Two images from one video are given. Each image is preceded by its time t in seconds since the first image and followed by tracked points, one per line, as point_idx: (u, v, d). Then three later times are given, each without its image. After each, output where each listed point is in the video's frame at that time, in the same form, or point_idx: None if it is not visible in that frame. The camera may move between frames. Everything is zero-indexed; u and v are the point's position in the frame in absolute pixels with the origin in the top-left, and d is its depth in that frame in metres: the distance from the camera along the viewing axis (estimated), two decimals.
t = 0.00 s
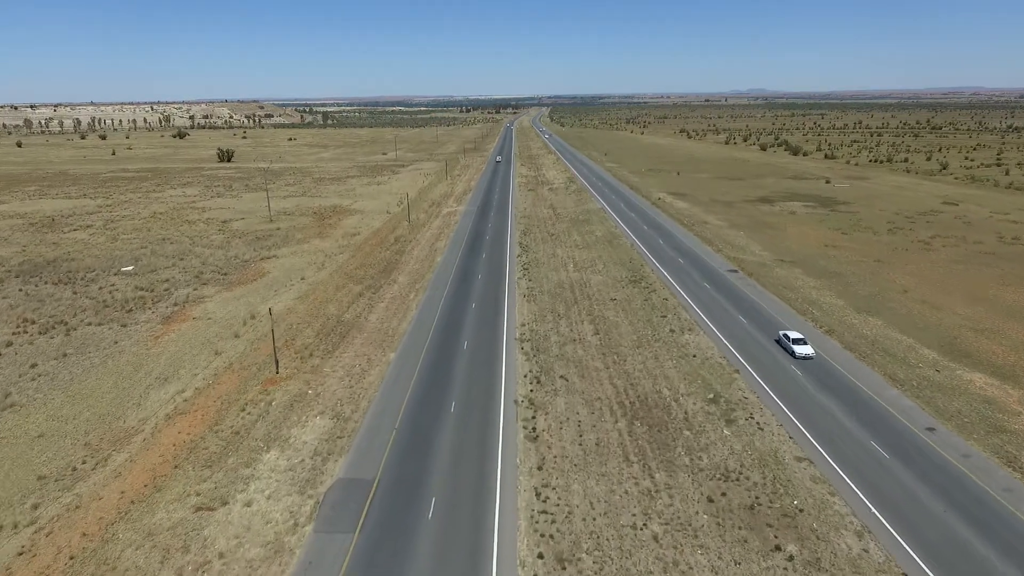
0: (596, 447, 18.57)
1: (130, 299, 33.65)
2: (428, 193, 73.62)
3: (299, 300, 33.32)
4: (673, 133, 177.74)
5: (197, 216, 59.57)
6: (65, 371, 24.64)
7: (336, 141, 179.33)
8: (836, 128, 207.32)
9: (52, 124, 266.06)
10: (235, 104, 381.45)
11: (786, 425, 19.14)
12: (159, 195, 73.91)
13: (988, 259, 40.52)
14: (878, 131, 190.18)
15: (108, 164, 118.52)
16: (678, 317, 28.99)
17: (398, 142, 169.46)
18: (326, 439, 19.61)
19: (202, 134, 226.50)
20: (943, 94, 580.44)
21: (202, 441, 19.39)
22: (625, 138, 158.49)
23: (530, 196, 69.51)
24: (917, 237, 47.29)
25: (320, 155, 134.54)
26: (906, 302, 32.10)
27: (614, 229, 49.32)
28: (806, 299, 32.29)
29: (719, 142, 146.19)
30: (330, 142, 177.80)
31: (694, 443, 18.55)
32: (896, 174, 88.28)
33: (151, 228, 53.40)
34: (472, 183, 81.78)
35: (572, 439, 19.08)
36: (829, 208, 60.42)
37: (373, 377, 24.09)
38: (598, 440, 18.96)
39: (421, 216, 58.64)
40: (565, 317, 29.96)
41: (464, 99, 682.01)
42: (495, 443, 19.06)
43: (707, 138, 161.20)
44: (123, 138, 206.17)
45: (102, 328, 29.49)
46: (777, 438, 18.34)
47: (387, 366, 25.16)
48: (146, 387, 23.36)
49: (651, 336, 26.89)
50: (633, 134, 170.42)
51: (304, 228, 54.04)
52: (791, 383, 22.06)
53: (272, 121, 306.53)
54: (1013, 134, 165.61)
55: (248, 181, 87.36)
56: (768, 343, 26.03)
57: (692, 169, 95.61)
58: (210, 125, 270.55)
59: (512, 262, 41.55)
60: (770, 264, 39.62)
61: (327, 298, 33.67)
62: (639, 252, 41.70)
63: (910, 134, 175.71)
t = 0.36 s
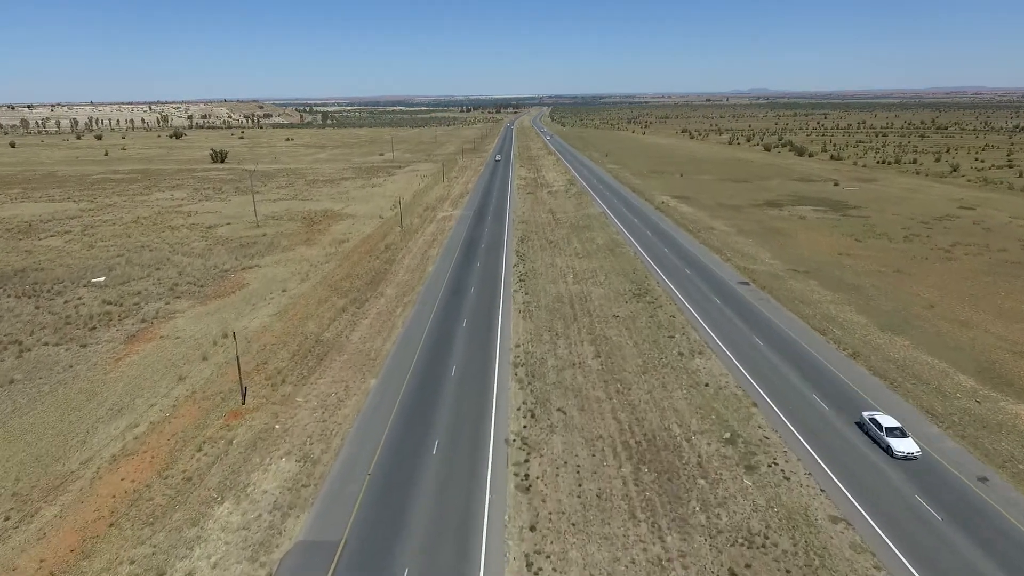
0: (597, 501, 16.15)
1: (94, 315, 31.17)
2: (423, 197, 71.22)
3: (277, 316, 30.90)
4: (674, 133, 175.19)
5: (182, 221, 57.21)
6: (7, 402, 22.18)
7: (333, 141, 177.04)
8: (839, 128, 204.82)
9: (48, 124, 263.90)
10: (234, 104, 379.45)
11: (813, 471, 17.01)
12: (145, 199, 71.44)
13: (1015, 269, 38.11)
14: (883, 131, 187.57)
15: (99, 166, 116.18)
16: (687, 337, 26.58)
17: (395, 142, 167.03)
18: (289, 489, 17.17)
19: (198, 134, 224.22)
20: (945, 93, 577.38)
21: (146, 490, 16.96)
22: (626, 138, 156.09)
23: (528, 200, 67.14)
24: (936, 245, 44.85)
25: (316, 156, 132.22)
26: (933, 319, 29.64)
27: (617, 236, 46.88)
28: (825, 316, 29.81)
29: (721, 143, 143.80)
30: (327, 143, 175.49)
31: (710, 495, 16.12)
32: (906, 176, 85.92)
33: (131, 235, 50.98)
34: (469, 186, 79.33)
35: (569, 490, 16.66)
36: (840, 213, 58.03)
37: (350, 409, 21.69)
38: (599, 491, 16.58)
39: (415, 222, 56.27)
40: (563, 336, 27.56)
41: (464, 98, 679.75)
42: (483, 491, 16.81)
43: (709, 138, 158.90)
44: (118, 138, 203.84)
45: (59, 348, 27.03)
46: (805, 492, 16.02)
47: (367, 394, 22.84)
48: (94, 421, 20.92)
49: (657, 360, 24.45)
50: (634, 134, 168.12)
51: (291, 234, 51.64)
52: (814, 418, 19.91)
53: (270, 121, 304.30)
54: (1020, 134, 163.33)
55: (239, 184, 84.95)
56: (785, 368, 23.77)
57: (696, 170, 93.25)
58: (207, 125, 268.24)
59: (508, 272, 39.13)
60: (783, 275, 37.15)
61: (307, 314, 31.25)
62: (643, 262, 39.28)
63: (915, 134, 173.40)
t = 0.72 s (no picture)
0: (598, 574, 13.71)
1: (52, 333, 28.79)
2: (418, 200, 68.92)
3: (251, 336, 28.58)
4: (677, 133, 172.69)
5: (164, 226, 54.91)
6: None
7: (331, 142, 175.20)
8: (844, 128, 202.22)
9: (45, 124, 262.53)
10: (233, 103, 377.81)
11: (849, 535, 14.64)
12: (130, 202, 69.18)
13: None
14: (889, 131, 184.81)
15: (89, 167, 114.07)
16: (696, 362, 24.12)
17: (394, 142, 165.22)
18: (238, 553, 14.75)
19: (196, 134, 222.44)
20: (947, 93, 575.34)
21: (71, 556, 14.57)
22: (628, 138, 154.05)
23: (526, 203, 64.83)
24: (956, 253, 42.45)
25: (312, 156, 129.87)
26: (964, 339, 27.19)
27: (618, 244, 44.40)
28: (844, 335, 27.39)
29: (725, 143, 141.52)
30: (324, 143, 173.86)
31: (729, 567, 13.69)
32: (916, 178, 83.48)
33: (108, 241, 48.67)
34: (466, 189, 76.99)
35: (565, 558, 14.23)
36: (851, 218, 55.63)
37: (320, 448, 19.31)
38: (599, 559, 14.14)
39: (407, 227, 53.95)
40: (560, 360, 25.13)
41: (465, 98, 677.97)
42: (464, 554, 14.50)
43: (712, 138, 156.72)
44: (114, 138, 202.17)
45: (6, 373, 24.66)
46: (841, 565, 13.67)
47: (340, 431, 20.33)
48: (28, 463, 18.55)
49: (664, 390, 21.98)
50: (636, 134, 165.93)
51: (277, 241, 49.31)
52: (841, 464, 17.64)
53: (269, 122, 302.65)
54: None
55: (230, 186, 82.71)
56: (806, 398, 21.46)
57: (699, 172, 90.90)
58: (205, 125, 266.48)
59: (503, 284, 36.69)
60: (796, 288, 34.73)
61: (283, 332, 28.87)
62: (646, 274, 36.80)
63: (920, 134, 171.10)
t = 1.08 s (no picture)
0: None
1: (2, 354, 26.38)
2: (413, 204, 66.56)
3: (219, 357, 26.21)
4: (679, 133, 170.15)
5: (145, 232, 52.62)
6: None
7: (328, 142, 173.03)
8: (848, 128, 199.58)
9: (42, 124, 260.78)
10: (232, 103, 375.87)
11: None
12: (114, 205, 66.82)
13: None
14: (894, 131, 182.15)
15: (79, 168, 112.03)
16: (707, 393, 21.67)
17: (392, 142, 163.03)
18: None
19: (193, 134, 220.62)
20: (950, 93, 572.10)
21: None
22: (629, 138, 151.66)
23: (524, 207, 62.48)
24: (978, 263, 39.98)
25: (308, 157, 127.65)
26: (1000, 363, 24.71)
27: (620, 253, 41.93)
28: (869, 358, 24.93)
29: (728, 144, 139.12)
30: (322, 144, 171.66)
31: None
32: (927, 180, 80.91)
33: (83, 248, 46.34)
34: (462, 192, 74.72)
35: None
36: (863, 223, 53.18)
37: (280, 499, 16.90)
38: None
39: (399, 233, 51.58)
40: (555, 389, 22.68)
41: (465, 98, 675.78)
42: None
43: (714, 138, 154.20)
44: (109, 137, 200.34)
45: None
46: None
47: (304, 477, 17.92)
48: None
49: (672, 427, 19.54)
50: (637, 134, 163.52)
51: (261, 248, 46.97)
52: (877, 520, 15.33)
53: (267, 122, 300.56)
54: None
55: (220, 188, 80.41)
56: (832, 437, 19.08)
57: (702, 173, 88.51)
58: (203, 125, 264.48)
59: (496, 297, 34.23)
60: (811, 303, 32.29)
61: (254, 355, 26.45)
62: (650, 286, 34.34)
63: (926, 134, 168.44)
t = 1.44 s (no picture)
0: None
1: None
2: (406, 207, 64.22)
3: (179, 383, 23.83)
4: (680, 133, 167.78)
5: (123, 238, 50.31)
6: None
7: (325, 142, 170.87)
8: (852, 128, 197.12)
9: (37, 123, 258.83)
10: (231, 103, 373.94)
11: None
12: (96, 209, 64.50)
13: None
14: (898, 131, 179.58)
15: (68, 169, 109.95)
16: (719, 430, 19.22)
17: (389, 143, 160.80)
18: None
19: (189, 133, 218.59)
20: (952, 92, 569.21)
21: None
22: (630, 138, 149.34)
23: (520, 211, 60.13)
24: (1003, 273, 37.47)
25: (303, 158, 125.77)
26: None
27: (620, 262, 39.47)
28: (897, 384, 22.48)
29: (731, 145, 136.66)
30: (318, 144, 169.45)
31: None
32: (937, 182, 78.38)
33: (55, 256, 43.99)
34: (458, 194, 72.41)
35: None
36: (875, 229, 50.77)
37: (224, 565, 14.49)
38: None
39: (389, 240, 49.22)
40: (549, 422, 20.29)
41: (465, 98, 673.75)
42: None
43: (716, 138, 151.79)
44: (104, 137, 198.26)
45: None
46: None
47: (256, 535, 15.49)
48: None
49: (680, 473, 17.14)
50: (638, 134, 161.16)
51: (243, 256, 44.61)
52: None
53: (265, 122, 298.43)
54: None
55: (209, 191, 78.15)
56: (864, 487, 16.67)
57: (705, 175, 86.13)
58: (200, 125, 262.48)
59: (487, 312, 31.80)
60: (827, 319, 29.82)
61: (218, 379, 24.08)
62: (653, 300, 31.92)
63: (931, 134, 165.84)
